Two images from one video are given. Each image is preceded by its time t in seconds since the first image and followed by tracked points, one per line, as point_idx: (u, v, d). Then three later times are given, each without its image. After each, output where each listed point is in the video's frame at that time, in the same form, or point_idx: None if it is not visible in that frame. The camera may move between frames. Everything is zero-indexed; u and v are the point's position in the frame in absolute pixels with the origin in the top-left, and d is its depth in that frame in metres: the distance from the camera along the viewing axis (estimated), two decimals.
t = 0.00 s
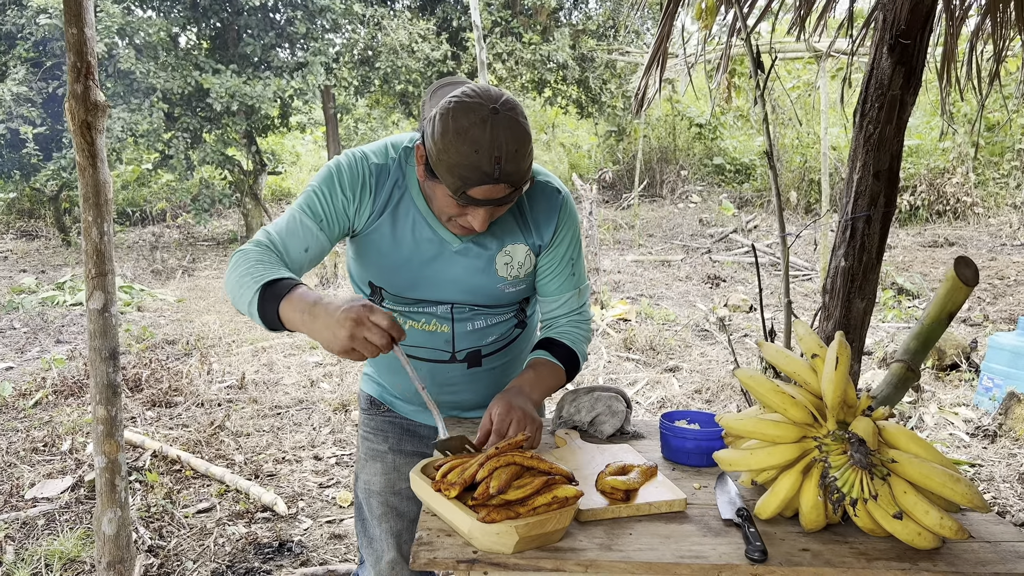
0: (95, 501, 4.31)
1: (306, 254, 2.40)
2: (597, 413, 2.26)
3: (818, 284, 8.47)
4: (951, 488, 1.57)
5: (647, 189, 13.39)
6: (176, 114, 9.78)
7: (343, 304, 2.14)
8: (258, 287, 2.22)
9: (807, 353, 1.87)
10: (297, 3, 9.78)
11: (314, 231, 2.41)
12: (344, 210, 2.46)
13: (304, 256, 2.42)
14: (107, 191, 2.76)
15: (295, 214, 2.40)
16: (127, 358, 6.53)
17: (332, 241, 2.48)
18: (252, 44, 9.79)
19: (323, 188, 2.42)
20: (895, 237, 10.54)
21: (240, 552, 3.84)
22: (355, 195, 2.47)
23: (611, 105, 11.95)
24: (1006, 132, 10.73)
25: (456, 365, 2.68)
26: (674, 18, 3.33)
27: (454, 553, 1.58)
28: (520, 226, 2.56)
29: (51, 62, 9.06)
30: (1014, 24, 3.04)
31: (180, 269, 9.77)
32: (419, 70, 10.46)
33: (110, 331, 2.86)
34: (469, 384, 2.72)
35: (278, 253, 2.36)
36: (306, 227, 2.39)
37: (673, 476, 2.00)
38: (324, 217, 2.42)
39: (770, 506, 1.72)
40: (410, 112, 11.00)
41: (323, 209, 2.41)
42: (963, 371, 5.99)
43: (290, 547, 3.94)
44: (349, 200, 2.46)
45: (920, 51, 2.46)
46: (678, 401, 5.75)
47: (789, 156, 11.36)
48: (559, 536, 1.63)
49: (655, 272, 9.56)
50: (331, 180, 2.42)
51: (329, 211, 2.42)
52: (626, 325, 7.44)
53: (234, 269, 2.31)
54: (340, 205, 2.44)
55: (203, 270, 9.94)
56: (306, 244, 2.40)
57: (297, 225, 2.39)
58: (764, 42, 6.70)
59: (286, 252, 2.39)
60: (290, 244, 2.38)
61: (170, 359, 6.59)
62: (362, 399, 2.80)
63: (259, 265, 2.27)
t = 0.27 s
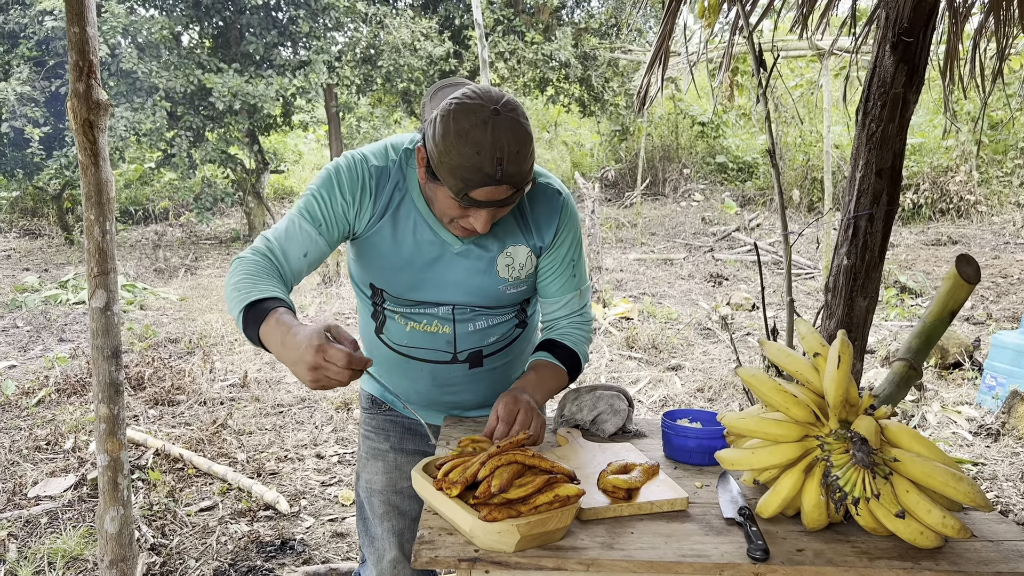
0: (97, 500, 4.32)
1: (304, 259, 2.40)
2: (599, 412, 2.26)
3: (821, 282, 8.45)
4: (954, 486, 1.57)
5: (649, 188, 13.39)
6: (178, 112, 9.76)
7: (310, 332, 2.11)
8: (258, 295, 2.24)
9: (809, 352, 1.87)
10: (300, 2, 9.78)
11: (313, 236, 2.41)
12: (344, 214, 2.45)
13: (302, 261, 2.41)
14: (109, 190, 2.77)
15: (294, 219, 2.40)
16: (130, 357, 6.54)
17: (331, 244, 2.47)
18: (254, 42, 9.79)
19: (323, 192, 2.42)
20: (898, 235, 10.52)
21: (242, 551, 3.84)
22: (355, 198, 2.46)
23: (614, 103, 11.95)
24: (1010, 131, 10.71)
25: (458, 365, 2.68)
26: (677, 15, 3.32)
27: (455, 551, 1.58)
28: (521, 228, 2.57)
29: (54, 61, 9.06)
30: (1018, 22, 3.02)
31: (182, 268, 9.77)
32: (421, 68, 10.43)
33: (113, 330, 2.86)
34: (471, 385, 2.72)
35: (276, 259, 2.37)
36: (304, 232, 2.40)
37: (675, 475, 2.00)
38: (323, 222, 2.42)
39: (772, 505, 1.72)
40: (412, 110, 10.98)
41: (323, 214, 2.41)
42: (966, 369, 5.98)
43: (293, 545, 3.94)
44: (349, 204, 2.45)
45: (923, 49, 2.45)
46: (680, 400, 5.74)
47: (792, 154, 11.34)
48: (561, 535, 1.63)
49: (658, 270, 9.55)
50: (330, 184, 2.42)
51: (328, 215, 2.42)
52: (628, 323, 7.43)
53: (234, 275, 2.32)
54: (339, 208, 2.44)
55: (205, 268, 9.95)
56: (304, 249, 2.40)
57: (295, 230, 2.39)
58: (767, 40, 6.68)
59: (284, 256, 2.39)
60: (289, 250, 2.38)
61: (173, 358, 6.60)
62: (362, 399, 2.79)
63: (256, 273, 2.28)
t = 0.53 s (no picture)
0: (101, 498, 4.33)
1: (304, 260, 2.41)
2: (602, 410, 2.26)
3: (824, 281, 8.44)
4: (958, 485, 1.56)
5: (652, 186, 13.39)
6: (181, 111, 9.75)
7: (297, 324, 2.12)
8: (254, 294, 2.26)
9: (813, 350, 1.86)
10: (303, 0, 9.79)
11: (314, 237, 2.42)
12: (347, 215, 2.45)
13: (303, 262, 2.42)
14: (113, 188, 2.77)
15: (296, 219, 2.42)
16: (134, 355, 6.55)
17: (334, 245, 2.48)
18: (258, 41, 9.79)
19: (325, 193, 2.42)
20: (901, 234, 10.50)
21: (246, 548, 3.85)
22: (358, 199, 2.46)
23: (616, 101, 11.94)
24: (1014, 129, 10.68)
25: (462, 364, 2.68)
26: (680, 13, 3.31)
27: (459, 550, 1.58)
28: (525, 229, 2.57)
29: (57, 60, 9.07)
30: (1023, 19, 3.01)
31: (185, 266, 9.78)
32: (424, 66, 10.38)
33: (116, 328, 2.87)
34: (475, 384, 2.73)
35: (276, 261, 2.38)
36: (305, 234, 2.41)
37: (678, 473, 2.00)
38: (325, 222, 2.42)
39: (776, 503, 1.71)
40: (415, 108, 10.99)
41: (323, 214, 2.41)
42: (970, 368, 5.97)
43: (296, 543, 3.95)
44: (352, 204, 2.45)
45: (927, 47, 2.44)
46: (683, 399, 5.74)
47: (795, 153, 11.34)
48: (564, 533, 1.63)
49: (660, 269, 9.55)
50: (332, 184, 2.42)
51: (330, 216, 2.42)
52: (631, 322, 7.43)
53: (234, 274, 2.34)
54: (342, 210, 2.44)
55: (208, 267, 9.96)
56: (304, 250, 2.40)
57: (296, 232, 2.40)
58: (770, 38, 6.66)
59: (285, 257, 2.40)
60: (289, 250, 2.40)
61: (176, 356, 6.62)
62: (365, 397, 2.80)
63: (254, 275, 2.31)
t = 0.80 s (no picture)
0: (104, 495, 4.33)
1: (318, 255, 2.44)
2: (607, 409, 2.25)
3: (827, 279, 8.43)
4: (965, 484, 1.56)
5: (654, 184, 13.39)
6: (184, 109, 9.74)
7: (319, 305, 2.16)
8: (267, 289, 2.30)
9: (819, 349, 1.86)
10: None
11: (327, 233, 2.43)
12: (361, 210, 2.47)
13: (317, 258, 2.46)
14: (116, 186, 2.77)
15: (311, 214, 2.44)
16: (137, 353, 6.56)
17: (348, 240, 2.50)
18: (260, 39, 9.80)
19: (340, 188, 2.43)
20: (904, 232, 10.48)
21: (249, 546, 3.85)
22: (371, 193, 2.48)
23: (620, 100, 12.00)
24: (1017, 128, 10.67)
25: (473, 360, 2.67)
26: (684, 12, 3.31)
27: (463, 548, 1.58)
28: (539, 223, 2.59)
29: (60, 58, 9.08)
30: None
31: (188, 264, 9.79)
32: (427, 65, 10.41)
33: (120, 327, 2.86)
34: (485, 380, 2.72)
35: (291, 256, 2.43)
36: (319, 229, 2.43)
37: (683, 472, 2.00)
38: (338, 218, 2.44)
39: (782, 502, 1.70)
40: (417, 106, 10.99)
41: (338, 210, 2.43)
42: (973, 367, 5.95)
43: (299, 541, 3.95)
44: (365, 199, 2.47)
45: (932, 45, 2.44)
46: (686, 397, 5.73)
47: (797, 151, 11.34)
48: (569, 531, 1.62)
49: (663, 268, 9.54)
50: (345, 179, 2.43)
51: (344, 211, 2.44)
52: (634, 320, 7.43)
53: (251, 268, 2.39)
54: (356, 205, 2.46)
55: (211, 265, 9.96)
56: (318, 245, 2.43)
57: (310, 227, 2.43)
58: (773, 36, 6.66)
59: (299, 252, 2.44)
60: (303, 245, 2.43)
61: (179, 354, 6.62)
62: (371, 396, 2.81)
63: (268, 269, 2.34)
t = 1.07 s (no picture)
0: (106, 493, 4.33)
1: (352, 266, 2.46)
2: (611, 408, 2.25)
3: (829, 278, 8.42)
4: (971, 484, 1.55)
5: (656, 183, 13.38)
6: (185, 107, 9.73)
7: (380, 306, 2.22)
8: (318, 309, 2.33)
9: (823, 348, 1.85)
10: None
11: (354, 243, 2.44)
12: (382, 214, 2.45)
13: (352, 268, 2.48)
14: (119, 183, 2.76)
15: (335, 225, 2.43)
16: (139, 351, 6.55)
17: (376, 247, 2.50)
18: (262, 37, 9.79)
19: (360, 195, 2.41)
20: (907, 232, 10.45)
21: (251, 545, 3.85)
22: (389, 195, 2.45)
23: (621, 99, 11.96)
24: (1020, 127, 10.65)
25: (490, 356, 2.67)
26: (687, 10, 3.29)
27: (467, 548, 1.57)
28: (555, 215, 2.58)
29: (61, 56, 9.07)
30: None
31: (190, 262, 9.78)
32: (429, 63, 10.40)
33: (122, 325, 2.86)
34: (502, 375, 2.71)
35: (326, 271, 2.45)
36: (345, 241, 2.43)
37: (687, 472, 1.99)
38: (362, 227, 2.44)
39: (786, 502, 1.69)
40: (419, 105, 10.99)
41: (362, 219, 2.43)
42: (976, 366, 5.94)
43: (301, 540, 3.94)
44: (384, 202, 2.45)
45: (937, 43, 2.42)
46: (688, 396, 5.72)
47: (799, 150, 11.28)
48: (573, 531, 1.62)
49: (665, 266, 9.52)
50: (362, 185, 2.40)
51: (366, 218, 2.43)
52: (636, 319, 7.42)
53: (294, 288, 2.42)
54: (378, 211, 2.44)
55: (212, 263, 9.95)
56: (350, 257, 2.45)
57: (337, 240, 2.43)
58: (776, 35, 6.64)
59: (334, 267, 2.46)
60: (336, 260, 2.45)
61: (181, 353, 6.62)
62: (380, 393, 2.76)
63: (312, 288, 2.37)
